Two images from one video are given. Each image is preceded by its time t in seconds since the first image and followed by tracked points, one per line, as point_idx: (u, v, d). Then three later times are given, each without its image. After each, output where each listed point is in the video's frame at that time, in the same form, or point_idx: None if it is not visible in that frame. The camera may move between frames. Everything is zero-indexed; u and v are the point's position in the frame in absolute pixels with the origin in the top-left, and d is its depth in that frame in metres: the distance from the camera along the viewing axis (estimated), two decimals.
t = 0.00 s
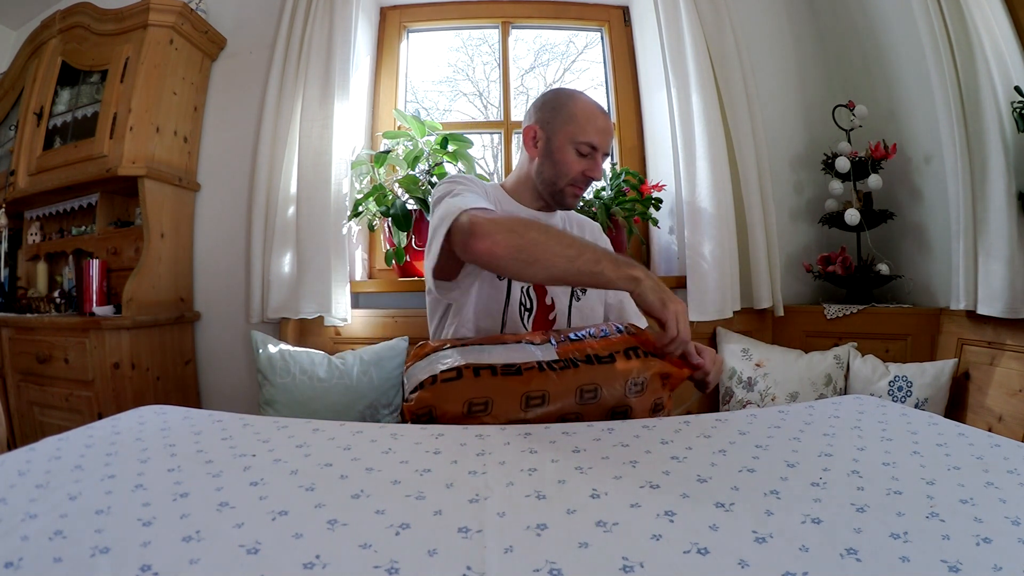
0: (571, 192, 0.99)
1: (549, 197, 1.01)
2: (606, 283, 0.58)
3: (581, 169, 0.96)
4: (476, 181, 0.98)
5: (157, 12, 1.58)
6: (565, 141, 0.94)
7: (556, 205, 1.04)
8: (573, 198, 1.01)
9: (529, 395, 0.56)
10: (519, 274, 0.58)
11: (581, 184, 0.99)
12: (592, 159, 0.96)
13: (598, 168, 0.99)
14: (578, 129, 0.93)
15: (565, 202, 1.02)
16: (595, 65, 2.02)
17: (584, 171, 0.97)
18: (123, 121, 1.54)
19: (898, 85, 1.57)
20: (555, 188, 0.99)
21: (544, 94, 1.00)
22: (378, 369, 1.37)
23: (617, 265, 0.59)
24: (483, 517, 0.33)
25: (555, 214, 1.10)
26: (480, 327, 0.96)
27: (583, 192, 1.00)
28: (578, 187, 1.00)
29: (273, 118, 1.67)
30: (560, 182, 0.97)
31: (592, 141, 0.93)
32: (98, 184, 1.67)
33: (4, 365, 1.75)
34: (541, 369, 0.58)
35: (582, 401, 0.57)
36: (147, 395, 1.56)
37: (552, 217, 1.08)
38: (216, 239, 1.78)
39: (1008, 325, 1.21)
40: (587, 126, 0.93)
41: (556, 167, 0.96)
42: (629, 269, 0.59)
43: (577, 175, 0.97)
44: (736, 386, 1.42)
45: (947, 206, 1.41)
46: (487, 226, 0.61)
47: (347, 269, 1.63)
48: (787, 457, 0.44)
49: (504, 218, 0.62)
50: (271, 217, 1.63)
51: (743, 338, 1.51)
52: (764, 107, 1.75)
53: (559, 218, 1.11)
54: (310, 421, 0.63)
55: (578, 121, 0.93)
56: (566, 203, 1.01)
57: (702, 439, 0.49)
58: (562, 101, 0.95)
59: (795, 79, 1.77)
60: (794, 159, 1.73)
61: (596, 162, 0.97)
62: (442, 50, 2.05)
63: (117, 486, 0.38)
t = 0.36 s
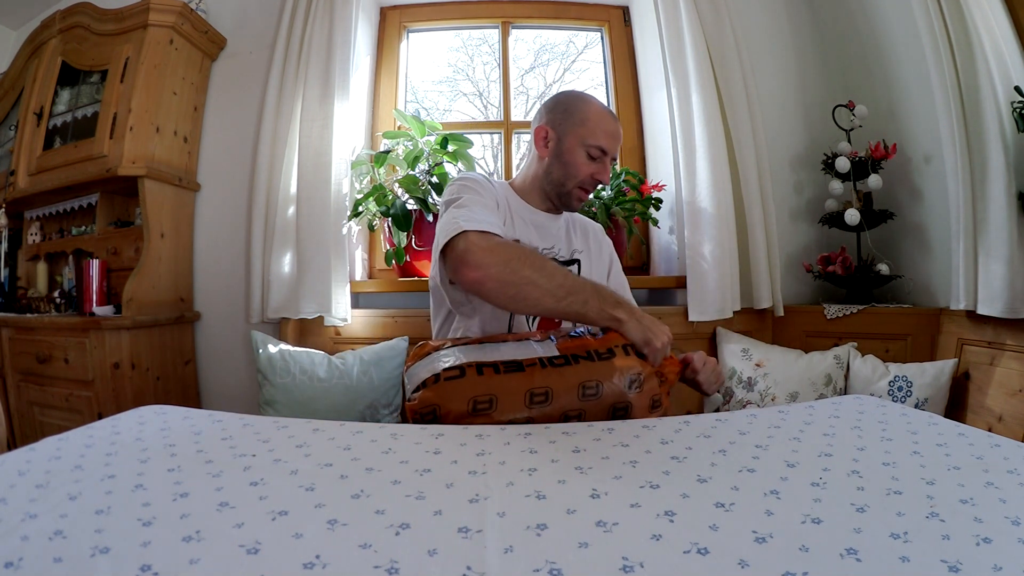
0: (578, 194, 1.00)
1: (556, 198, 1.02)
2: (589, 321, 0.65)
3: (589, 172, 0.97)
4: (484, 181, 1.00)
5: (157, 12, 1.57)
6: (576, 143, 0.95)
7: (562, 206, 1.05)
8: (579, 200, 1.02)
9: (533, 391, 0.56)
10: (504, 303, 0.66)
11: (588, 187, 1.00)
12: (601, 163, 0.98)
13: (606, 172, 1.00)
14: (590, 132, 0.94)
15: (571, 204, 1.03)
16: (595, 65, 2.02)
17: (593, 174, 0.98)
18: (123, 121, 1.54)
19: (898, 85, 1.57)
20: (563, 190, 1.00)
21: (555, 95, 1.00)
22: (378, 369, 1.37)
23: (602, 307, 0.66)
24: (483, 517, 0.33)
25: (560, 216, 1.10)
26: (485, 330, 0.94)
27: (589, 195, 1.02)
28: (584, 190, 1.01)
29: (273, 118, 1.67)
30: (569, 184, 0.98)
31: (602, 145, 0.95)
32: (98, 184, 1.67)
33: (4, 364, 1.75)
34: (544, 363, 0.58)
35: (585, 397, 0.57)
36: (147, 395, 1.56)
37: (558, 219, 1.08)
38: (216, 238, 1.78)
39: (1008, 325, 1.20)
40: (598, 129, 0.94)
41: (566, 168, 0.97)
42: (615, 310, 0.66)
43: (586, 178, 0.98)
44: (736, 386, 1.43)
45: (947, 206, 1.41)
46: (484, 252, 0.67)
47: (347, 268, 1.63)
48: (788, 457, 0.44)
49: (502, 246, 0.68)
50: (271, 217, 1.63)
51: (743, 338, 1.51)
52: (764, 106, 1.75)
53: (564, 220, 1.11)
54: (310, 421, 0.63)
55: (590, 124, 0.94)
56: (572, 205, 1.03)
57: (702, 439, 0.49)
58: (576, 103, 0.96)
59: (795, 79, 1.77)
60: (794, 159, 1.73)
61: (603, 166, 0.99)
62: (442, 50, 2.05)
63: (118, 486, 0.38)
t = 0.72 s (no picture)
0: (587, 198, 1.00)
1: (565, 201, 1.02)
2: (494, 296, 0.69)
3: (600, 176, 0.97)
4: (484, 189, 1.01)
5: (157, 11, 1.57)
6: (588, 146, 0.95)
7: (571, 210, 1.05)
8: (589, 204, 1.02)
9: (478, 380, 0.56)
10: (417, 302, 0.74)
11: (598, 190, 1.00)
12: (612, 167, 0.98)
13: (617, 177, 1.00)
14: (603, 137, 0.94)
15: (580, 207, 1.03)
16: (595, 65, 2.02)
17: (603, 178, 0.98)
18: (123, 121, 1.54)
19: (898, 85, 1.57)
20: (571, 192, 0.99)
21: (572, 99, 1.01)
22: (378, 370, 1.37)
23: (495, 280, 0.69)
24: (483, 518, 0.33)
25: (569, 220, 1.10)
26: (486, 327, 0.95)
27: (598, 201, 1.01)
28: (594, 194, 1.01)
29: (273, 117, 1.67)
30: (578, 187, 0.98)
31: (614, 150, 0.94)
32: (98, 184, 1.67)
33: (3, 364, 1.75)
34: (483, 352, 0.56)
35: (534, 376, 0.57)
36: (147, 395, 1.56)
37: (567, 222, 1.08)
38: (216, 238, 1.78)
39: (1008, 325, 1.20)
40: (611, 133, 0.94)
41: (576, 170, 0.97)
42: (521, 280, 0.66)
43: (596, 182, 0.98)
44: (736, 386, 1.42)
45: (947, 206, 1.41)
46: (382, 264, 0.75)
47: (347, 268, 1.63)
48: (788, 457, 0.44)
49: (396, 253, 0.76)
50: (271, 216, 1.63)
51: (743, 337, 1.51)
52: (765, 106, 1.75)
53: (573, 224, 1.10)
54: (309, 421, 0.63)
55: (604, 128, 0.94)
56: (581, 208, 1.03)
57: (702, 439, 0.49)
58: (591, 107, 0.96)
59: (796, 79, 1.77)
60: (794, 159, 1.73)
61: (615, 172, 0.98)
62: (442, 50, 2.05)
63: (118, 486, 0.38)
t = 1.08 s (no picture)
0: (572, 187, 0.97)
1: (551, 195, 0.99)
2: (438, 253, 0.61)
3: (581, 162, 0.95)
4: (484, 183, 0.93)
5: (157, 12, 1.57)
6: (564, 135, 0.94)
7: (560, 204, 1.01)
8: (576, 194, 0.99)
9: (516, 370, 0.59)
10: (381, 295, 0.66)
11: (582, 179, 0.97)
12: (593, 153, 0.95)
13: (599, 163, 0.97)
14: (577, 122, 0.93)
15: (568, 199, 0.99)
16: (595, 65, 2.02)
17: (585, 165, 0.95)
18: (123, 121, 1.54)
19: (898, 85, 1.57)
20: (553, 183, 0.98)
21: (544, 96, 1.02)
22: (378, 369, 1.37)
23: (429, 237, 0.61)
24: (483, 517, 0.33)
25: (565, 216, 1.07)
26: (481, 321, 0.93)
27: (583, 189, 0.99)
28: (580, 183, 0.98)
29: (273, 117, 1.67)
30: (561, 177, 0.96)
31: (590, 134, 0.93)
32: (98, 184, 1.67)
33: (3, 365, 1.75)
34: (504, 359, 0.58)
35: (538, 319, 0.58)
36: (147, 395, 1.56)
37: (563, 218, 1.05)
38: (216, 238, 1.78)
39: (1009, 325, 1.20)
40: (585, 120, 0.93)
41: (555, 161, 0.95)
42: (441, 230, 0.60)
43: (579, 170, 0.95)
44: (736, 386, 1.42)
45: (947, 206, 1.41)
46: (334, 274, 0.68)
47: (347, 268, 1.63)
48: (788, 457, 0.44)
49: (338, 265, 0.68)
50: (271, 216, 1.63)
51: (743, 337, 1.51)
52: (765, 106, 1.75)
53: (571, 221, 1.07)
54: (309, 421, 0.63)
55: (577, 114, 0.93)
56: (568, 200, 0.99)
57: (702, 439, 0.49)
58: (565, 96, 0.96)
59: (796, 79, 1.77)
60: (794, 159, 1.73)
61: (596, 158, 0.96)
62: (442, 50, 2.05)
63: (118, 486, 0.38)
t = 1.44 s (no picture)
0: (531, 182, 1.10)
1: (519, 192, 1.14)
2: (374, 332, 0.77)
3: (535, 158, 1.07)
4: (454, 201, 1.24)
5: (157, 12, 1.57)
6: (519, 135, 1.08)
7: (530, 199, 1.14)
8: (539, 187, 1.10)
9: (567, 415, 0.61)
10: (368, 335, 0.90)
11: (540, 173, 1.08)
12: (545, 148, 1.06)
13: (554, 156, 1.06)
14: (527, 120, 1.05)
15: (532, 193, 1.12)
16: (595, 65, 2.02)
17: (540, 159, 1.07)
18: (123, 121, 1.54)
19: (898, 85, 1.57)
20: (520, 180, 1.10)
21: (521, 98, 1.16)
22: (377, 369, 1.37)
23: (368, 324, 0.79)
24: (483, 517, 0.33)
25: (547, 208, 1.20)
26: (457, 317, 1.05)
27: (550, 186, 1.10)
28: (542, 177, 1.09)
29: (273, 117, 1.67)
30: (521, 175, 1.11)
31: (538, 130, 1.04)
32: (98, 184, 1.67)
33: (4, 364, 1.75)
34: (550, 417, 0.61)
35: (484, 402, 0.60)
36: (147, 395, 1.56)
37: (542, 212, 1.18)
38: (216, 238, 1.78)
39: (1008, 325, 1.20)
40: (548, 120, 1.04)
41: (517, 161, 1.10)
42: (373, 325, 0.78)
43: (533, 166, 1.08)
44: (736, 386, 1.43)
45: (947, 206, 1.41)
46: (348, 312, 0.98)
47: (347, 268, 1.63)
48: (787, 456, 0.44)
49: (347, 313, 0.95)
50: (271, 216, 1.63)
51: (743, 337, 1.51)
52: (765, 105, 1.75)
53: (551, 213, 1.19)
54: (309, 421, 0.63)
55: (528, 113, 1.05)
56: (531, 193, 1.11)
57: (702, 439, 0.49)
58: (530, 97, 1.05)
59: (795, 79, 1.77)
60: (794, 159, 1.73)
61: (561, 156, 1.07)
62: (442, 50, 2.05)
63: (118, 486, 0.38)
